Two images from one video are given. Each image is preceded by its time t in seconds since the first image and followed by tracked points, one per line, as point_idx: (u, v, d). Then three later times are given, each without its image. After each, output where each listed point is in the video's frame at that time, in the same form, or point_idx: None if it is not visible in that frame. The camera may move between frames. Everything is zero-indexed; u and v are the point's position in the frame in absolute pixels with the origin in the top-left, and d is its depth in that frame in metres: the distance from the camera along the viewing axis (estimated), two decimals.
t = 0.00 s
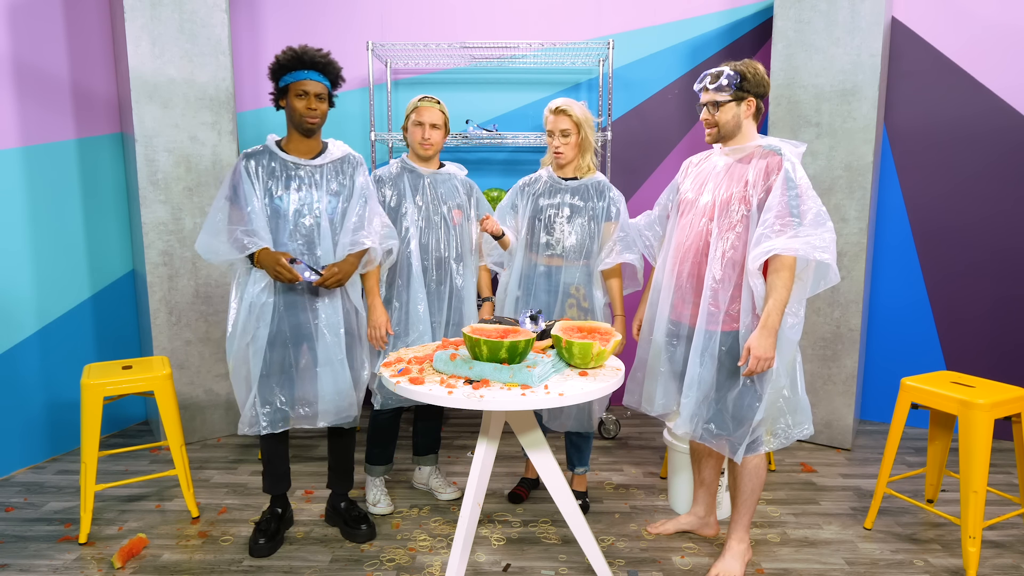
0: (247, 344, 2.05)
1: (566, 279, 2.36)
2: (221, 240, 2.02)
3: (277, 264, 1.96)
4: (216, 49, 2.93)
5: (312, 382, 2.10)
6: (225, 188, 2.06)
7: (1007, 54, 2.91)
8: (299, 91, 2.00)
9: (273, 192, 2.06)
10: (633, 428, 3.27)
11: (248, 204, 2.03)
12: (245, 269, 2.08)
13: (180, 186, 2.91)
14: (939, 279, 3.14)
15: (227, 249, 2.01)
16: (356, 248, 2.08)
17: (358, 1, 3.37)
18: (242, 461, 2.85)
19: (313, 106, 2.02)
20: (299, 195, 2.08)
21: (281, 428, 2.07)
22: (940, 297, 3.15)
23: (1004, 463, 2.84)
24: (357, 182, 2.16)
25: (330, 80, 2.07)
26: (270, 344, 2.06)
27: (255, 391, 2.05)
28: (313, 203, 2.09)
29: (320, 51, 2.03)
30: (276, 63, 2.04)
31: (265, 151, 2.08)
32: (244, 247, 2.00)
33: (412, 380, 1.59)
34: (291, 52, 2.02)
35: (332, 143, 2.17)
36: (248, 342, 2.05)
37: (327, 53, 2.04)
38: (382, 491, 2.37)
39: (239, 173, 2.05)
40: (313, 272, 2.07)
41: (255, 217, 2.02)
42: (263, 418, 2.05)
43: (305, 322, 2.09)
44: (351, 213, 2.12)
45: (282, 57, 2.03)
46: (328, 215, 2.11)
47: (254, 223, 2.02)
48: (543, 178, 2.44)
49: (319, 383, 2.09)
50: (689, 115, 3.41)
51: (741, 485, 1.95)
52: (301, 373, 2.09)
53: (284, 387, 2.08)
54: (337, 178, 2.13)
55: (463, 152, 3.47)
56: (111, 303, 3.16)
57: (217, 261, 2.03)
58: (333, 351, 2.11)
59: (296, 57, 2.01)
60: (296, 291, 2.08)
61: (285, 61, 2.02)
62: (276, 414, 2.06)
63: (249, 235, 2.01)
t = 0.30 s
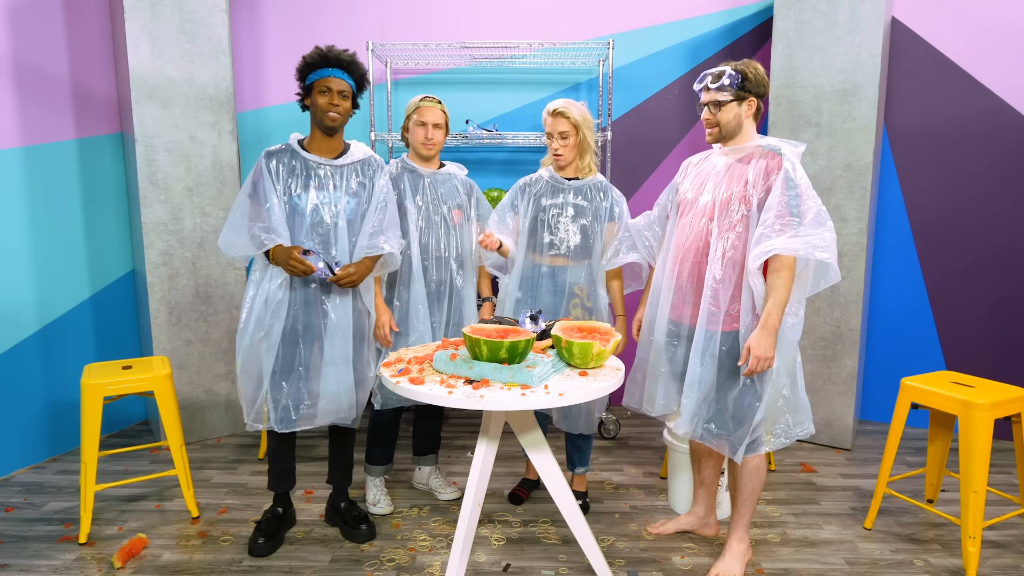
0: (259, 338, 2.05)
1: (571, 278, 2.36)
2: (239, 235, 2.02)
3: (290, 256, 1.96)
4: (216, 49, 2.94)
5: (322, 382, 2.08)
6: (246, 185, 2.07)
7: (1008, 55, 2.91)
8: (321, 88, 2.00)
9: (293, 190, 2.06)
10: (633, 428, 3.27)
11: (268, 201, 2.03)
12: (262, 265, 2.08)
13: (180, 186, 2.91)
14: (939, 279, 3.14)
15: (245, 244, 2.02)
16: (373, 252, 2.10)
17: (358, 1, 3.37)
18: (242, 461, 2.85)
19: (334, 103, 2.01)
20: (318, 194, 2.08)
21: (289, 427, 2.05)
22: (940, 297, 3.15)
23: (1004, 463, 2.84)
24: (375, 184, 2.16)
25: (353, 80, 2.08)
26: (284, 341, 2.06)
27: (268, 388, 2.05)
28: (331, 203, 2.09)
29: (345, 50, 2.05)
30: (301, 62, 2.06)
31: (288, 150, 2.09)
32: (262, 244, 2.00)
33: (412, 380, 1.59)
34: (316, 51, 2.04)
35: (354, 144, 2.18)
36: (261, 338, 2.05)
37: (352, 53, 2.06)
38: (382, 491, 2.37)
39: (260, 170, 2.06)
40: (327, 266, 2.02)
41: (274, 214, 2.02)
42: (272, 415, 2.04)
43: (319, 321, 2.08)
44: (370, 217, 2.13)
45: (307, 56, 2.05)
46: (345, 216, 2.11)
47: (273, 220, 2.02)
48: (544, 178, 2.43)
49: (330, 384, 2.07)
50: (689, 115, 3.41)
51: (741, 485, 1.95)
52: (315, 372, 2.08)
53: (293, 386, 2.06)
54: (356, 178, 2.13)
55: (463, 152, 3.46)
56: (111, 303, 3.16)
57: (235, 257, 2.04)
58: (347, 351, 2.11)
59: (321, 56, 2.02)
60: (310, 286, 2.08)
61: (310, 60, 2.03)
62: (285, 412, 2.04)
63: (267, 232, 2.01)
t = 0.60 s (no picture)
0: (262, 337, 2.07)
1: (575, 278, 2.37)
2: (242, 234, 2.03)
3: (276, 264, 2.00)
4: (216, 49, 2.94)
5: (321, 386, 2.08)
6: (252, 184, 2.07)
7: (1007, 55, 2.91)
8: (332, 89, 2.00)
9: (296, 193, 2.06)
10: (633, 428, 3.27)
11: (271, 203, 2.03)
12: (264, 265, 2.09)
13: (180, 186, 2.91)
14: (939, 278, 3.14)
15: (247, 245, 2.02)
16: (376, 262, 2.08)
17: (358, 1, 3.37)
18: (242, 461, 2.85)
19: (344, 105, 2.00)
20: (321, 198, 2.07)
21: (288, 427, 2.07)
22: (940, 297, 3.15)
23: (1004, 463, 2.84)
24: (378, 189, 2.16)
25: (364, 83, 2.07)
26: (286, 342, 2.06)
27: (270, 388, 2.06)
28: (333, 207, 2.08)
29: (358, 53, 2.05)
30: (313, 63, 2.06)
31: (294, 150, 2.09)
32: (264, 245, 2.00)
33: (412, 380, 1.59)
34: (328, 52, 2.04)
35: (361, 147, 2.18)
36: (263, 337, 2.07)
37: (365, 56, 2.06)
38: (382, 491, 2.37)
39: (266, 169, 2.06)
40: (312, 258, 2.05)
41: (276, 216, 2.02)
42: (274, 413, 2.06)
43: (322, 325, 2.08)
44: (372, 223, 2.13)
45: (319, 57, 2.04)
46: (348, 221, 2.11)
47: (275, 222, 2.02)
48: (543, 178, 2.43)
49: (330, 388, 2.08)
50: (690, 115, 3.41)
51: (741, 485, 1.95)
52: (318, 375, 2.08)
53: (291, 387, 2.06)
54: (360, 183, 2.13)
55: (463, 152, 3.46)
56: (111, 303, 3.16)
57: (238, 255, 2.05)
58: (350, 356, 2.10)
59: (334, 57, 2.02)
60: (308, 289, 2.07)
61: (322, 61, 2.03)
62: (285, 412, 2.06)
63: (269, 234, 2.01)
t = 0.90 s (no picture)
0: (263, 350, 2.06)
1: (576, 278, 2.37)
2: (238, 250, 1.98)
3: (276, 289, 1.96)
4: (216, 49, 2.94)
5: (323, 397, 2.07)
6: (246, 197, 2.02)
7: (1006, 55, 2.91)
8: (335, 108, 1.97)
9: (295, 206, 2.04)
10: (633, 428, 3.28)
11: (268, 219, 1.99)
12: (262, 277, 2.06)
13: (180, 186, 2.91)
14: (939, 278, 3.14)
15: (243, 262, 1.98)
16: (379, 264, 2.16)
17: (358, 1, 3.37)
18: (242, 461, 2.85)
19: (348, 126, 1.98)
20: (321, 210, 2.06)
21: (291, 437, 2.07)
22: (940, 297, 3.15)
23: (1004, 463, 2.84)
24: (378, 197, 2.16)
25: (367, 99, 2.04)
26: (285, 355, 2.05)
27: (270, 400, 2.06)
28: (333, 219, 2.07)
29: (363, 67, 2.00)
30: (314, 71, 2.00)
31: (289, 161, 2.06)
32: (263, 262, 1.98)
33: (412, 380, 1.59)
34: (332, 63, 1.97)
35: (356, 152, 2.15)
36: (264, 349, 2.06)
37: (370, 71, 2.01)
38: (382, 491, 2.37)
39: (260, 183, 2.01)
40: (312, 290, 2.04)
41: (275, 232, 1.99)
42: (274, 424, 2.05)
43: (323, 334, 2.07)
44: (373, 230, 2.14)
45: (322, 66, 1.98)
46: (348, 232, 2.10)
47: (273, 238, 1.99)
48: (543, 178, 2.43)
49: (332, 397, 2.07)
50: (690, 115, 3.41)
51: (741, 485, 1.95)
52: (318, 386, 2.07)
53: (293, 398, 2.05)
54: (359, 194, 2.11)
55: (463, 152, 3.46)
56: (111, 303, 3.16)
57: (229, 267, 2.00)
58: (351, 364, 2.10)
59: (339, 72, 1.97)
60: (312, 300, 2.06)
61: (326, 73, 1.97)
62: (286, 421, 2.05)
63: (267, 252, 1.97)
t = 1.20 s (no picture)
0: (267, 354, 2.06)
1: (575, 278, 2.37)
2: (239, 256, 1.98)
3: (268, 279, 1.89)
4: (216, 49, 2.94)
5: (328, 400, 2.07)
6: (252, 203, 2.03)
7: (1006, 56, 2.91)
8: (343, 125, 1.97)
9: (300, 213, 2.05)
10: (633, 428, 3.28)
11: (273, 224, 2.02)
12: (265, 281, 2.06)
13: (180, 186, 2.91)
14: (939, 278, 3.14)
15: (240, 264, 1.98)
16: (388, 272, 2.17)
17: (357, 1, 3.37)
18: (242, 461, 2.85)
19: (354, 142, 1.99)
20: (326, 217, 2.06)
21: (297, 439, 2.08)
22: (940, 297, 3.15)
23: (1004, 463, 2.84)
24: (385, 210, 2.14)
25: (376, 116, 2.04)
26: (289, 361, 2.05)
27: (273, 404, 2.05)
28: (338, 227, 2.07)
29: (373, 85, 2.01)
30: (324, 89, 2.01)
31: (295, 171, 2.08)
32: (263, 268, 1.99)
33: (413, 380, 1.59)
34: (343, 80, 1.98)
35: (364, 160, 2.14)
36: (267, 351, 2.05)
37: (380, 89, 2.02)
38: (382, 491, 2.37)
39: (266, 191, 2.04)
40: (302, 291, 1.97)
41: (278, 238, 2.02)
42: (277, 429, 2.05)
43: (327, 340, 2.08)
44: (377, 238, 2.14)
45: (333, 83, 1.99)
46: (353, 240, 2.10)
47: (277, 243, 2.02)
48: (542, 178, 2.42)
49: (337, 401, 2.07)
50: (690, 115, 3.41)
51: (741, 485, 1.95)
52: (320, 390, 2.07)
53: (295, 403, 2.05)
54: (364, 202, 2.11)
55: (463, 152, 3.46)
56: (111, 303, 3.16)
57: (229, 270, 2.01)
58: (359, 370, 2.10)
59: (348, 90, 1.97)
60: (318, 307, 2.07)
61: (336, 90, 1.98)
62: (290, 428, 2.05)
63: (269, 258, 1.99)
